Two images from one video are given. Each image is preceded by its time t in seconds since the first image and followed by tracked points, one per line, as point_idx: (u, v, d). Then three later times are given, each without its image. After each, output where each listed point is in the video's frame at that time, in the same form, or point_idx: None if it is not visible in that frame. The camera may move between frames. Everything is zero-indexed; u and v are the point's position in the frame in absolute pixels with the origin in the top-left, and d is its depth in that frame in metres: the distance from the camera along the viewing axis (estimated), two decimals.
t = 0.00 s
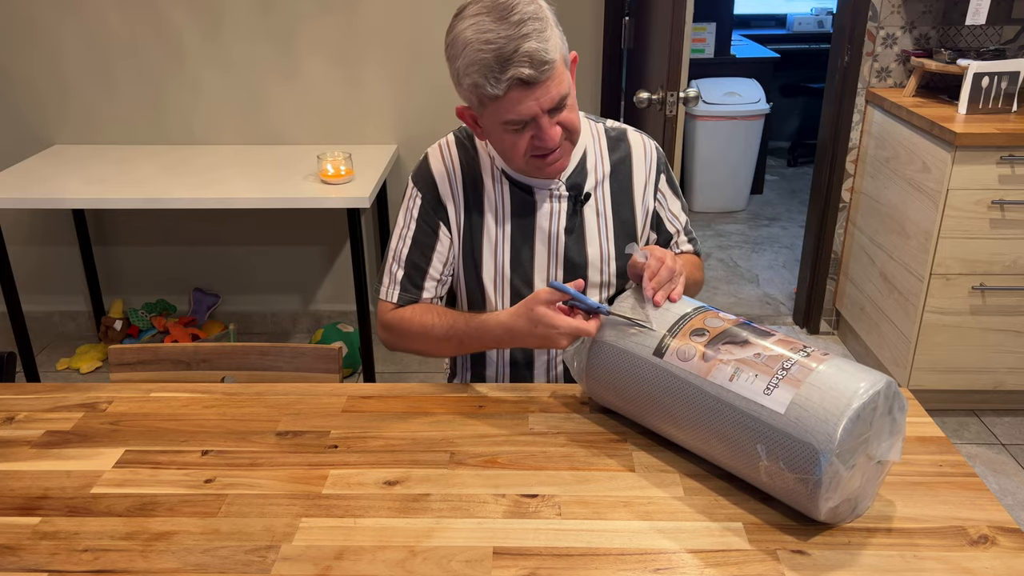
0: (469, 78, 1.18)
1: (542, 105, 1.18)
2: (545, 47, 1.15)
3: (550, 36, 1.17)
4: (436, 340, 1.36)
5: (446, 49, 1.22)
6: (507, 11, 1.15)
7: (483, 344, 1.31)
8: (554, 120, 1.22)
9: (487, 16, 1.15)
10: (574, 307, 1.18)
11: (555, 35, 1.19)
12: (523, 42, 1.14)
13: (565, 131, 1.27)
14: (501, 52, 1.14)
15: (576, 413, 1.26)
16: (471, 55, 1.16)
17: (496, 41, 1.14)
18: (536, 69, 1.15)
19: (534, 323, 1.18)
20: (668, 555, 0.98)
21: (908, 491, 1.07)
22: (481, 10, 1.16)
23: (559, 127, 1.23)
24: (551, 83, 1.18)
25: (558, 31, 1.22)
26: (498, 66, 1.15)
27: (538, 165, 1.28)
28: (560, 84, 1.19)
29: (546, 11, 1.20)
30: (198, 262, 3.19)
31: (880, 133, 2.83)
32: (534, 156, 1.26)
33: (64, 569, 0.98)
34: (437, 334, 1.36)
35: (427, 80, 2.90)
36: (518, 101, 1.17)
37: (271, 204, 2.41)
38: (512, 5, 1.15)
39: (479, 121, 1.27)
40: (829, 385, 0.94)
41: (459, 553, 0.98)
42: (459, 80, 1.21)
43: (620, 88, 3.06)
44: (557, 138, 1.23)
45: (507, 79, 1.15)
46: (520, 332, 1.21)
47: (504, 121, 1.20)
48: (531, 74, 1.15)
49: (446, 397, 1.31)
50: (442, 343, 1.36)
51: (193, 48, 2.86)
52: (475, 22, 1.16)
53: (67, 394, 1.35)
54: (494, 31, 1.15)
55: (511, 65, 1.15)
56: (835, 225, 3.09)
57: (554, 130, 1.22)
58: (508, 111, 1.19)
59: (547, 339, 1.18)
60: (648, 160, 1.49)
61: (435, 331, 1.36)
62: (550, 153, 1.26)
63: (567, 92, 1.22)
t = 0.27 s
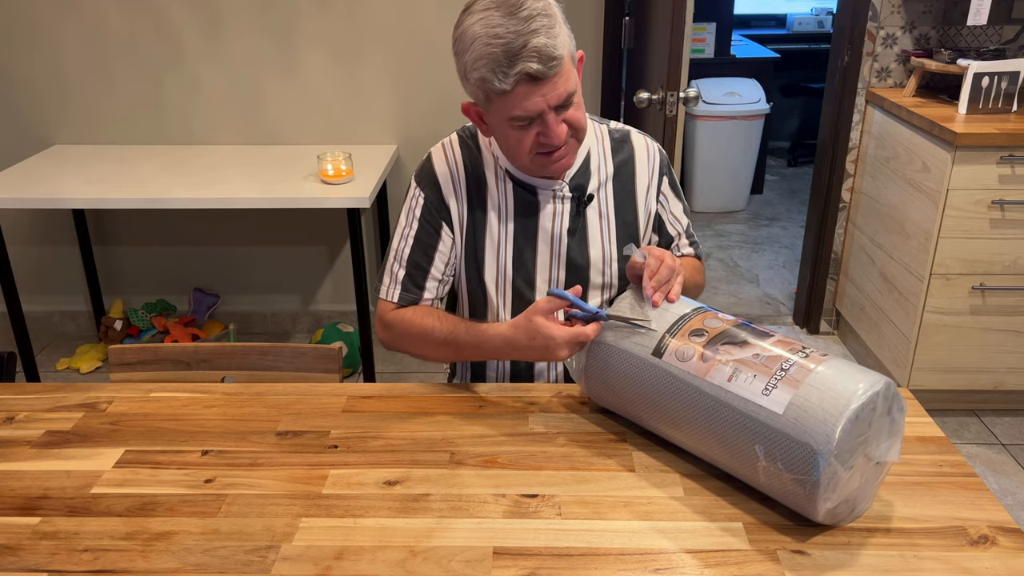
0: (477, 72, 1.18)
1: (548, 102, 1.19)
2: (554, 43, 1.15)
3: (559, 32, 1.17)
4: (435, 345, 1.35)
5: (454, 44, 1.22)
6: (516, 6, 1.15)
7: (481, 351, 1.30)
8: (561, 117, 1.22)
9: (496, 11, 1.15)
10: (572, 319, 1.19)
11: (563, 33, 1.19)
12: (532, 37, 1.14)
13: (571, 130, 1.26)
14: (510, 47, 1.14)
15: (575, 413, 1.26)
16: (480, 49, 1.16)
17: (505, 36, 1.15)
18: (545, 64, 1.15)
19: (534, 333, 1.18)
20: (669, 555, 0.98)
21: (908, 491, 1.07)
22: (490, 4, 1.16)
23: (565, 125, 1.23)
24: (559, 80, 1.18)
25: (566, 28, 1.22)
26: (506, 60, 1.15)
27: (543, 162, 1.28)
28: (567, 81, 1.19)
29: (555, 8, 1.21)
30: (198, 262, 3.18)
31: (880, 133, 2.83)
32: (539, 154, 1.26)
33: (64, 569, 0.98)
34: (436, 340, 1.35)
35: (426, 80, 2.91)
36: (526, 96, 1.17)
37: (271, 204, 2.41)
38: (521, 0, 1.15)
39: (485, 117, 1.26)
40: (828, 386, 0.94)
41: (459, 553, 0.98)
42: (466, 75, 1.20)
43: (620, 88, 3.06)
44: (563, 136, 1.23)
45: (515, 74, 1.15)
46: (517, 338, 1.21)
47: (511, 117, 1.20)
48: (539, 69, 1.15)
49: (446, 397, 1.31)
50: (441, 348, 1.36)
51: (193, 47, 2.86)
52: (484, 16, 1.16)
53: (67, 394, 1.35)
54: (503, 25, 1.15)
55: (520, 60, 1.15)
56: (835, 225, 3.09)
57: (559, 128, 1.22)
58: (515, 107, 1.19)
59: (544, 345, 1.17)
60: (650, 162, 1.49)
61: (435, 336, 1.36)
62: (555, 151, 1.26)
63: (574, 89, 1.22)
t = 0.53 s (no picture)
0: (477, 69, 1.18)
1: (549, 99, 1.19)
2: (554, 39, 1.15)
3: (559, 29, 1.17)
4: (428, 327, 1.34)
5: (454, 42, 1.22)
6: (517, 3, 1.15)
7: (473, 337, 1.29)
8: (560, 115, 1.22)
9: (497, 7, 1.15)
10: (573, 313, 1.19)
11: (563, 30, 1.19)
12: (532, 34, 1.14)
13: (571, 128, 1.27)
14: (510, 43, 1.14)
15: (575, 413, 1.26)
16: (480, 46, 1.16)
17: (505, 32, 1.15)
18: (545, 61, 1.15)
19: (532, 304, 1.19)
20: (669, 555, 0.98)
21: (908, 491, 1.07)
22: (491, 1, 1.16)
23: (564, 123, 1.23)
24: (559, 77, 1.18)
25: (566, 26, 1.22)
26: (506, 57, 1.15)
27: (542, 160, 1.28)
28: (567, 78, 1.19)
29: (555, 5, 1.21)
30: (198, 262, 3.18)
31: (879, 133, 2.83)
32: (538, 152, 1.26)
33: (64, 569, 0.98)
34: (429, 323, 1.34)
35: (426, 80, 2.90)
36: (526, 93, 1.17)
37: (271, 204, 2.41)
38: None
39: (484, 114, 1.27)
40: (828, 384, 0.94)
41: (459, 553, 0.98)
42: (466, 72, 1.20)
43: (620, 88, 3.06)
44: (562, 134, 1.23)
45: (515, 70, 1.15)
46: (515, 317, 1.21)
47: (510, 115, 1.20)
48: (540, 66, 1.15)
49: (446, 397, 1.31)
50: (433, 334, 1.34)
51: (193, 47, 2.86)
52: (485, 13, 1.16)
53: (67, 394, 1.35)
54: (504, 22, 1.15)
55: (520, 57, 1.15)
56: (835, 224, 3.09)
57: (559, 125, 1.22)
58: (515, 103, 1.19)
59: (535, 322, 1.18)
60: (649, 161, 1.49)
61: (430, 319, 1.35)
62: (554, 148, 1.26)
63: (574, 88, 1.22)
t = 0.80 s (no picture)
0: (488, 66, 1.18)
1: (559, 98, 1.18)
2: (566, 39, 1.15)
3: (571, 29, 1.17)
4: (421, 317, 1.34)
5: (465, 40, 1.22)
6: (530, 2, 1.15)
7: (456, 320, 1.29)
8: (570, 116, 1.22)
9: (509, 6, 1.16)
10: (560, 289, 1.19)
11: (575, 31, 1.19)
12: (544, 33, 1.14)
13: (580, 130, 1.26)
14: (522, 41, 1.14)
15: (575, 413, 1.26)
16: (492, 44, 1.16)
17: (517, 31, 1.15)
18: (557, 61, 1.15)
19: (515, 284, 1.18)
20: (669, 556, 0.98)
21: (908, 491, 1.07)
22: None
23: (574, 124, 1.23)
24: (570, 77, 1.18)
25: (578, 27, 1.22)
26: (517, 55, 1.15)
27: (551, 161, 1.28)
28: (577, 79, 1.19)
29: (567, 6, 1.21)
30: (198, 262, 3.18)
31: (879, 133, 2.83)
32: (547, 152, 1.26)
33: (64, 569, 0.98)
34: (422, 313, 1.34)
35: (427, 80, 2.90)
36: (536, 92, 1.17)
37: (271, 204, 2.41)
38: None
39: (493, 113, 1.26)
40: (789, 387, 0.94)
41: (459, 553, 0.98)
42: (476, 70, 1.20)
43: (621, 88, 3.06)
44: (571, 135, 1.23)
45: (526, 69, 1.15)
46: (497, 295, 1.19)
47: (520, 113, 1.20)
48: (551, 65, 1.15)
49: (446, 397, 1.31)
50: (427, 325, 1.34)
51: (193, 47, 2.86)
52: (497, 11, 1.16)
53: (67, 394, 1.35)
54: (516, 20, 1.15)
55: (532, 55, 1.15)
56: (835, 224, 3.09)
57: (569, 126, 1.22)
58: (525, 102, 1.19)
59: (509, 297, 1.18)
60: (652, 161, 1.48)
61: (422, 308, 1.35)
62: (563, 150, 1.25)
63: (584, 89, 1.22)
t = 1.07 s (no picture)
0: (490, 69, 1.18)
1: (560, 105, 1.19)
2: (570, 46, 1.15)
3: (576, 36, 1.17)
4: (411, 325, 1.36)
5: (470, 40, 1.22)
6: (536, 6, 1.14)
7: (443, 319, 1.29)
8: (571, 122, 1.22)
9: (516, 9, 1.15)
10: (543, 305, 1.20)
11: (581, 37, 1.19)
12: (548, 39, 1.14)
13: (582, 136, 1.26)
14: (525, 46, 1.14)
15: (574, 413, 1.26)
16: (496, 47, 1.16)
17: (521, 35, 1.14)
18: (559, 67, 1.15)
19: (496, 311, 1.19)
20: (668, 555, 0.98)
21: (907, 491, 1.07)
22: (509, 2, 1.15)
23: (575, 130, 1.23)
24: (573, 83, 1.18)
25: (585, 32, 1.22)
26: (520, 59, 1.15)
27: (552, 165, 1.28)
28: (580, 86, 1.19)
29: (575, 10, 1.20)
30: (198, 262, 3.18)
31: (879, 133, 2.83)
32: (547, 157, 1.26)
33: (64, 569, 0.98)
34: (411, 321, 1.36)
35: (427, 80, 2.90)
36: (538, 97, 1.17)
37: (271, 204, 2.41)
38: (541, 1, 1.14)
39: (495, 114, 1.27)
40: (789, 387, 0.94)
41: (459, 553, 0.98)
42: (480, 71, 1.20)
43: (620, 88, 3.06)
44: (572, 141, 1.23)
45: (528, 74, 1.15)
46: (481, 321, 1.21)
47: (521, 117, 1.20)
48: (553, 71, 1.15)
49: (446, 397, 1.31)
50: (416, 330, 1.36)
51: (193, 48, 2.86)
52: (503, 13, 1.16)
53: (67, 394, 1.35)
54: (521, 24, 1.14)
55: (534, 61, 1.15)
56: (835, 225, 3.09)
57: (570, 132, 1.22)
58: (527, 107, 1.19)
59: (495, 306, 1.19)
60: (657, 168, 1.48)
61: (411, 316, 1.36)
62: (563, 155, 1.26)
63: (587, 95, 1.22)
